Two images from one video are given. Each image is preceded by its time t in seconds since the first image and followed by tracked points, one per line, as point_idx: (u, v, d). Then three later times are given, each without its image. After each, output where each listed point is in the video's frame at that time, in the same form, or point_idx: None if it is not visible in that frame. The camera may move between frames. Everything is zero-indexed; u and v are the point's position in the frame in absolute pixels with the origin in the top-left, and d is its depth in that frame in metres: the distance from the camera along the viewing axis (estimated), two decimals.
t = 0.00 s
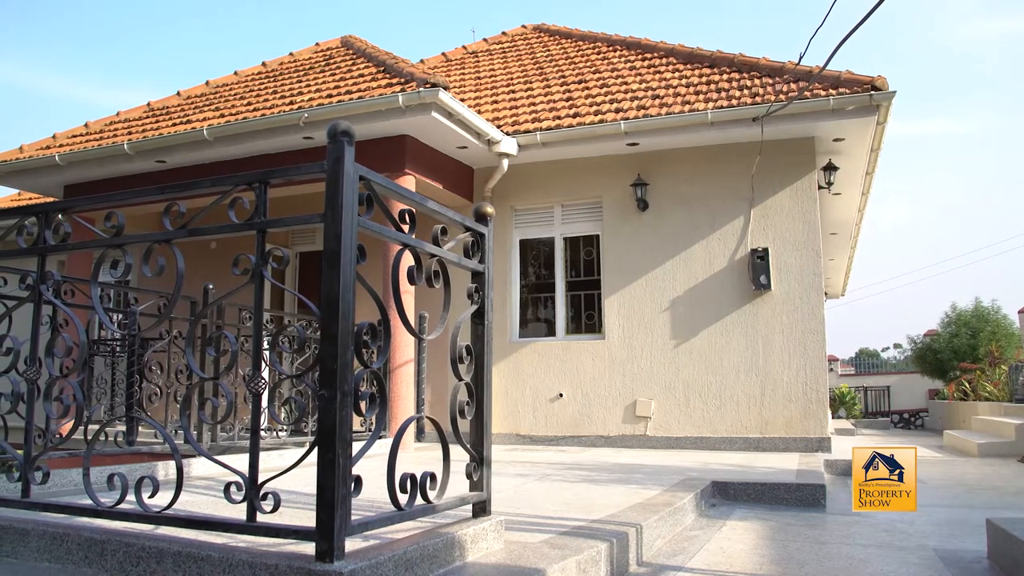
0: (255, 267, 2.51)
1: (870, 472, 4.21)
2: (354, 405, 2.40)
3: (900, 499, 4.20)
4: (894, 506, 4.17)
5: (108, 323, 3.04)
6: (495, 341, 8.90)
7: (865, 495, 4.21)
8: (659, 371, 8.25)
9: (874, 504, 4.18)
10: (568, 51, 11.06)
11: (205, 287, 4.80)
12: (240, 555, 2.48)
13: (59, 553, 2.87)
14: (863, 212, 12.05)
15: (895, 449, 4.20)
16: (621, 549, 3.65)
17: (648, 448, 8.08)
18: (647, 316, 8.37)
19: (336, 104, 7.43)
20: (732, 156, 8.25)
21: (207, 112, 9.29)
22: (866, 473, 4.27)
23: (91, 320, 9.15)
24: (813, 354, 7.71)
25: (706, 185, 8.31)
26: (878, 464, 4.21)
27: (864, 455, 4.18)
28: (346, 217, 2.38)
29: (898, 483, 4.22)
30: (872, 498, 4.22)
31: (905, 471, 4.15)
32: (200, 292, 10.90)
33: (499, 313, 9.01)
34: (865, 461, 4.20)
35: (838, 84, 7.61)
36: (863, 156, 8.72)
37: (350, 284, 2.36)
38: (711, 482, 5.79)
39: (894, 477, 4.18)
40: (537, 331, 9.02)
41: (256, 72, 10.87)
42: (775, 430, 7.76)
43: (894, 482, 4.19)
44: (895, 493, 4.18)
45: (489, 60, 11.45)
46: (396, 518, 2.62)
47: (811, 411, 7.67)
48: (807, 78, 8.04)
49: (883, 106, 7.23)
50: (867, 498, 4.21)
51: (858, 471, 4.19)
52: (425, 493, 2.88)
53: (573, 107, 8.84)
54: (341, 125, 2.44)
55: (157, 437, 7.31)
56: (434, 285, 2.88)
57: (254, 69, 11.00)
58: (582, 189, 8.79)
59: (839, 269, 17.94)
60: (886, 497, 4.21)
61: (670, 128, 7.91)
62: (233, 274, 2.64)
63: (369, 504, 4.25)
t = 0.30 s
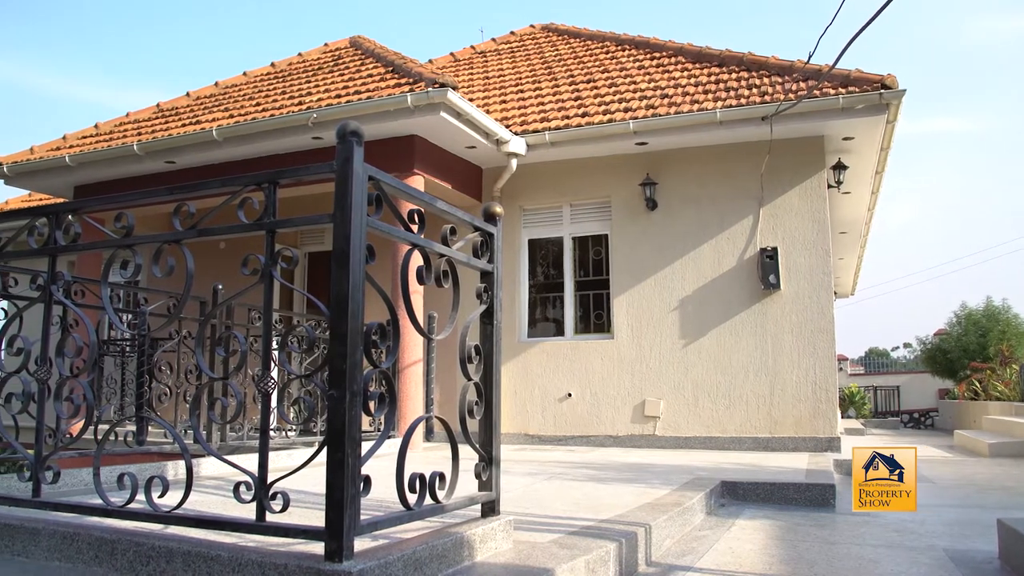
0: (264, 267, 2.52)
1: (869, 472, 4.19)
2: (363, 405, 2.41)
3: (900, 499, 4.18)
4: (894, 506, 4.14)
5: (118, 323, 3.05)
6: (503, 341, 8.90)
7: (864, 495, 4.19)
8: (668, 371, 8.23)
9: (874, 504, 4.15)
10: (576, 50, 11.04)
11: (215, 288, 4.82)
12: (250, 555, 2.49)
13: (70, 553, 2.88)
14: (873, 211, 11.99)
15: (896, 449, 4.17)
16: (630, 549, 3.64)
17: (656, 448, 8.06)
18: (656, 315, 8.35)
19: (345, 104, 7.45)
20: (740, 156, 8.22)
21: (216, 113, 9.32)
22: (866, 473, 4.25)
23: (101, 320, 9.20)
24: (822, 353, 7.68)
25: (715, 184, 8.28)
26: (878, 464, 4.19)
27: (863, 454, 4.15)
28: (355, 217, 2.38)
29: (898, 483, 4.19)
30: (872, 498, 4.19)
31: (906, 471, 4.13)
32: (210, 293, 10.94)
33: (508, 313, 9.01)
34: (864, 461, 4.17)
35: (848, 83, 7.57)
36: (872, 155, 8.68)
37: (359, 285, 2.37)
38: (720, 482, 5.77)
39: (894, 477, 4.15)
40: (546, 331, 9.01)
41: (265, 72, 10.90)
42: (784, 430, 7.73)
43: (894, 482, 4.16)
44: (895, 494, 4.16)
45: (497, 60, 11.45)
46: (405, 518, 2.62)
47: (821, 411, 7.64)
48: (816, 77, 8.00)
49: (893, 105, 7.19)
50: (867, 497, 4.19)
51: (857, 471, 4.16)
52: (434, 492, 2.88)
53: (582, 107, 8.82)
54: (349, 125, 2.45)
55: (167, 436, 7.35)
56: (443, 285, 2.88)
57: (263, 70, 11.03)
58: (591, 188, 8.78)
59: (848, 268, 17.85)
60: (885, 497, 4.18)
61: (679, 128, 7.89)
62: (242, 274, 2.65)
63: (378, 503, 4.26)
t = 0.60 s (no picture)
0: (284, 268, 2.52)
1: (869, 472, 4.16)
2: (383, 405, 2.41)
3: (900, 499, 4.16)
4: (894, 506, 4.12)
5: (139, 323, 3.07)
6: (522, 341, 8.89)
7: (864, 495, 4.17)
8: (687, 371, 8.18)
9: (873, 505, 4.12)
10: (595, 50, 11.00)
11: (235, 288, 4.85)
12: (270, 554, 2.50)
13: (93, 552, 2.91)
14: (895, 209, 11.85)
15: (896, 449, 4.13)
16: (650, 549, 3.62)
17: (676, 448, 8.02)
18: (675, 315, 8.30)
19: (363, 105, 7.47)
20: (759, 154, 8.15)
21: (235, 114, 9.39)
22: (866, 472, 4.23)
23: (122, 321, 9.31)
24: (843, 353, 7.59)
25: (735, 183, 8.22)
26: (878, 463, 4.16)
27: (863, 455, 4.12)
28: (375, 217, 2.38)
29: (898, 482, 4.16)
30: (872, 498, 4.18)
31: (906, 471, 4.09)
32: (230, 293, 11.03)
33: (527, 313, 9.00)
34: (864, 461, 4.14)
35: (869, 80, 7.48)
36: (894, 152, 8.57)
37: (379, 285, 2.37)
38: (740, 482, 5.72)
39: (894, 477, 4.12)
40: (565, 331, 8.98)
41: (284, 73, 10.97)
42: (805, 430, 7.66)
43: (894, 481, 4.13)
44: (895, 493, 4.13)
45: (516, 59, 11.43)
46: (425, 517, 2.62)
47: (841, 411, 7.56)
48: (837, 75, 7.91)
49: (915, 102, 7.09)
50: (866, 498, 4.18)
51: (857, 471, 4.13)
52: (454, 492, 2.87)
53: (600, 106, 8.79)
54: (369, 126, 2.45)
55: (188, 436, 7.41)
56: (462, 285, 2.87)
57: (282, 71, 11.10)
58: (609, 187, 8.74)
59: (869, 267, 17.64)
60: (886, 497, 4.16)
61: (698, 127, 7.84)
62: (262, 275, 2.66)
63: (398, 503, 4.26)
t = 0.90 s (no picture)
0: (306, 267, 2.53)
1: (870, 473, 4.21)
2: (404, 405, 2.41)
3: (898, 497, 4.27)
4: (894, 505, 4.21)
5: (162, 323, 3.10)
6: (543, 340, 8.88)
7: (865, 495, 4.22)
8: (708, 370, 8.12)
9: (874, 505, 4.20)
10: (614, 48, 10.97)
11: (257, 288, 4.89)
12: (292, 553, 2.51)
13: (117, 550, 2.94)
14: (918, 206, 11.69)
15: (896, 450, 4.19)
16: (671, 548, 3.60)
17: (697, 448, 7.97)
18: (696, 313, 8.25)
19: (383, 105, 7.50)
20: (780, 152, 8.08)
21: (256, 115, 9.46)
22: (865, 472, 4.30)
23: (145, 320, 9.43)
24: (865, 351, 7.50)
25: (755, 181, 8.15)
26: (878, 464, 4.22)
27: (865, 457, 4.16)
28: (396, 217, 2.39)
29: (897, 481, 4.26)
30: (872, 498, 4.25)
31: (905, 472, 4.17)
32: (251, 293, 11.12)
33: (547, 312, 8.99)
34: (865, 463, 4.18)
35: (891, 77, 7.39)
36: (917, 149, 8.45)
37: (400, 285, 2.37)
38: (761, 482, 5.67)
39: (894, 478, 4.20)
40: (585, 330, 8.96)
41: (304, 74, 11.04)
42: (827, 429, 7.58)
43: (893, 481, 4.21)
44: (895, 493, 4.22)
45: (534, 59, 11.42)
46: (446, 517, 2.62)
47: (864, 410, 7.47)
48: (858, 71, 7.82)
49: (938, 98, 7.00)
50: (866, 497, 4.25)
51: (859, 472, 4.18)
52: (475, 491, 2.87)
53: (620, 105, 8.76)
54: (390, 126, 2.45)
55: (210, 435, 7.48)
56: (483, 285, 2.87)
57: (302, 72, 11.17)
58: (629, 186, 8.70)
59: (892, 265, 17.41)
60: (885, 496, 4.24)
61: (719, 125, 7.79)
62: (284, 275, 2.67)
63: (419, 502, 4.27)
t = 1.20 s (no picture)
0: (328, 269, 2.54)
1: (871, 472, 4.12)
2: (426, 405, 2.41)
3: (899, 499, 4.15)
4: (893, 505, 4.09)
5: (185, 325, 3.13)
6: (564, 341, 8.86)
7: (865, 495, 4.09)
8: (731, 370, 8.06)
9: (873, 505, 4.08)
10: (632, 48, 10.93)
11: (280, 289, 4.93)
12: (315, 554, 2.52)
13: (143, 549, 2.97)
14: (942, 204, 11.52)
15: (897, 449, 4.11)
16: (694, 550, 3.57)
17: (719, 448, 7.91)
18: (718, 314, 8.19)
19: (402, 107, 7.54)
20: (802, 150, 8.00)
21: (276, 118, 9.53)
22: (866, 473, 4.19)
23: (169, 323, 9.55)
24: (889, 351, 7.41)
25: (777, 180, 8.08)
26: (878, 463, 4.13)
27: (865, 454, 4.07)
28: (418, 219, 2.39)
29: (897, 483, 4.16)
30: (871, 499, 4.12)
31: (906, 472, 4.08)
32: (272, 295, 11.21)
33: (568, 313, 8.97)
34: (865, 461, 4.10)
35: (915, 73, 7.29)
36: (941, 147, 8.33)
37: (422, 286, 2.37)
38: (785, 483, 5.62)
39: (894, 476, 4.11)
40: (606, 330, 8.93)
41: (323, 77, 11.11)
42: (851, 429, 7.50)
43: (893, 480, 4.12)
44: (895, 493, 4.11)
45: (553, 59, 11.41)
46: (469, 517, 2.62)
47: (888, 411, 7.38)
48: (880, 68, 7.73)
49: (962, 94, 6.90)
50: (866, 497, 4.12)
51: (859, 470, 4.10)
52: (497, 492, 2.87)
53: (640, 104, 8.72)
54: (411, 128, 2.46)
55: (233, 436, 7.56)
56: (504, 285, 2.87)
57: (321, 75, 11.25)
58: (649, 186, 8.66)
59: (916, 263, 17.19)
60: (885, 496, 4.13)
61: (740, 124, 7.73)
62: (306, 276, 2.68)
63: (441, 503, 4.27)
